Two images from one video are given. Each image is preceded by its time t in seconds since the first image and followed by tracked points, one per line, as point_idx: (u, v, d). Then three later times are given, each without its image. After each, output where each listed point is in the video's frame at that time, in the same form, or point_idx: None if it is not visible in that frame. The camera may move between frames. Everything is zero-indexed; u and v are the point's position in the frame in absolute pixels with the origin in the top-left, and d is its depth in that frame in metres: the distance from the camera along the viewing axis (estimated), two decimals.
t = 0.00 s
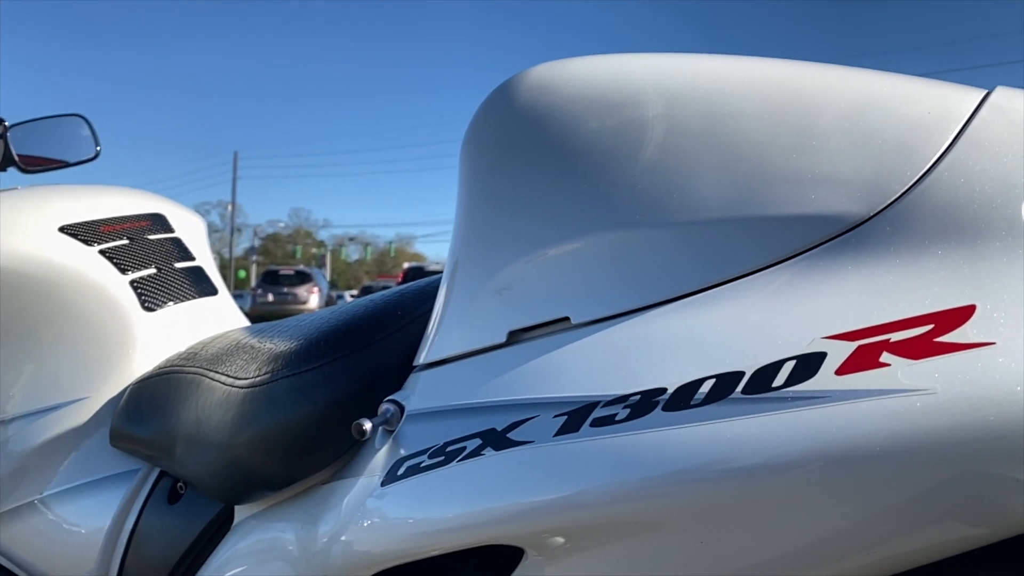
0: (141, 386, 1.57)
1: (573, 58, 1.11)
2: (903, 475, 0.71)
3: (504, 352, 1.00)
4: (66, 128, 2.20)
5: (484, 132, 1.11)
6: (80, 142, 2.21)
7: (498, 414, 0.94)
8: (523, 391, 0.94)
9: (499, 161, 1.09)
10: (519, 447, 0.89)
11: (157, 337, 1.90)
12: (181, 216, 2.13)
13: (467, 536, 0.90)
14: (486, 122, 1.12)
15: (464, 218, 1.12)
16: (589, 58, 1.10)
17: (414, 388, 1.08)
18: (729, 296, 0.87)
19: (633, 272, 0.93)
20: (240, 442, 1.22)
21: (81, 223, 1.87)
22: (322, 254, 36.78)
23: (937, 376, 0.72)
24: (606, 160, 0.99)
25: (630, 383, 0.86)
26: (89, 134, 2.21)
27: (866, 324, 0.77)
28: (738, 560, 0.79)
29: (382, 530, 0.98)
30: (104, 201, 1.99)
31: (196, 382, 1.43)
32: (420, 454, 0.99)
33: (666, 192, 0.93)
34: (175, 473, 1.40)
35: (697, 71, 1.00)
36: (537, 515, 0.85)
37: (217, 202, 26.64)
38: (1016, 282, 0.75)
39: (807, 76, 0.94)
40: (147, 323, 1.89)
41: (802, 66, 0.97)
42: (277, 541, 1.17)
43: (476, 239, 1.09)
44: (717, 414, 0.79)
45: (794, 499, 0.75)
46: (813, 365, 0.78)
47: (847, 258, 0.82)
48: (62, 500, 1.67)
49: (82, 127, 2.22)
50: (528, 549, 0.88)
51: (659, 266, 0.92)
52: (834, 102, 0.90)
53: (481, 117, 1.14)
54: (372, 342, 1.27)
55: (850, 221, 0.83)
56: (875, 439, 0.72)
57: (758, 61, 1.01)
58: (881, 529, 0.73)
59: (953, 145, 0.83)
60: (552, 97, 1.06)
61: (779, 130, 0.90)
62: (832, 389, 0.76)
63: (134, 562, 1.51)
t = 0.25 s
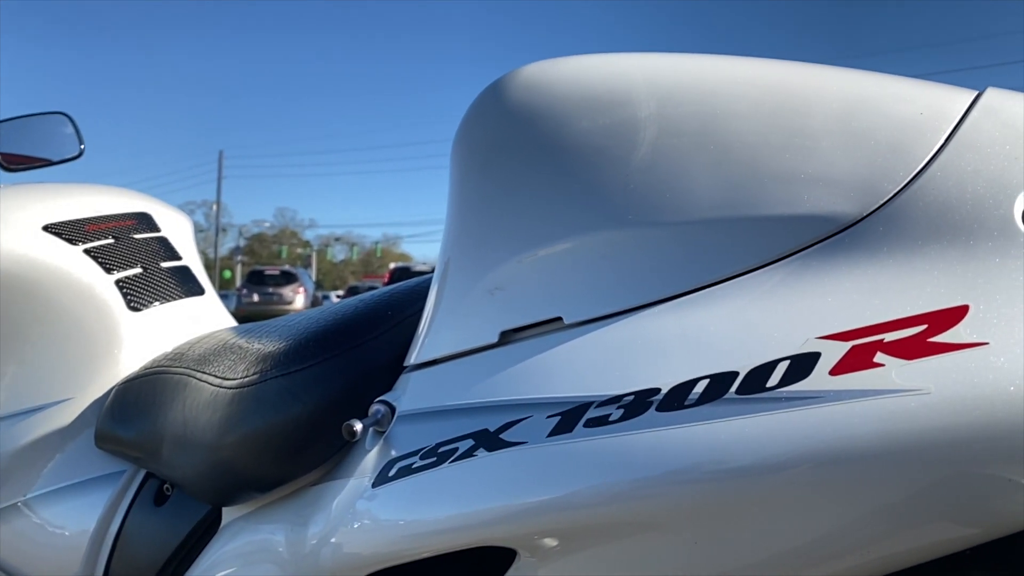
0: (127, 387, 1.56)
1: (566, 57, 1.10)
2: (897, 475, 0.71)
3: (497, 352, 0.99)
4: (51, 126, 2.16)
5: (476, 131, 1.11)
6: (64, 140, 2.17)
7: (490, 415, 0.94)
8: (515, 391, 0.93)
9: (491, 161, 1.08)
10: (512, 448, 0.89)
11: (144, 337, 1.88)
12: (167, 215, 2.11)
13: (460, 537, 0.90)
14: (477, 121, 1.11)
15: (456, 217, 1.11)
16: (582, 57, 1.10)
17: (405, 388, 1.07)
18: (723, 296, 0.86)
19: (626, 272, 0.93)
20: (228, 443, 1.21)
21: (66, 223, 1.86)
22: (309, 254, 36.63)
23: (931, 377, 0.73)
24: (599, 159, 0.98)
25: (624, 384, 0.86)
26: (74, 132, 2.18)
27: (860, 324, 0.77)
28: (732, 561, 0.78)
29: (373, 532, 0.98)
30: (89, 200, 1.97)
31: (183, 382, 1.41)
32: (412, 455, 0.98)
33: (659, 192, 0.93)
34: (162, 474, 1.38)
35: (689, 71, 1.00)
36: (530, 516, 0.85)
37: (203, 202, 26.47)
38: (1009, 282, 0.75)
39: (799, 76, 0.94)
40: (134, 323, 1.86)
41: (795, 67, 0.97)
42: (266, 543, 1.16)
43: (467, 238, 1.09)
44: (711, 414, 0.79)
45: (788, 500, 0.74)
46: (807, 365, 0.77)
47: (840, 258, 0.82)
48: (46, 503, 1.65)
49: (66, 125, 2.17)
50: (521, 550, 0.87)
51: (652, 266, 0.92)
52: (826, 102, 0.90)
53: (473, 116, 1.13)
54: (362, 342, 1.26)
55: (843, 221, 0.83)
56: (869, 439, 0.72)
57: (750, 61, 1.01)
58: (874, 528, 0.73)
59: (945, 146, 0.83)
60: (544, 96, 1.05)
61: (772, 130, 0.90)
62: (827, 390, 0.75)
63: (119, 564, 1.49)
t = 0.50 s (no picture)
0: (112, 387, 1.53)
1: (559, 55, 1.10)
2: (895, 473, 0.71)
3: (491, 352, 0.99)
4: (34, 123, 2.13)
5: (469, 129, 1.10)
6: (47, 138, 2.14)
7: (485, 415, 0.93)
8: (510, 391, 0.92)
9: (484, 159, 1.08)
10: (507, 448, 0.88)
11: (129, 337, 1.86)
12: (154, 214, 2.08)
13: (454, 538, 0.89)
14: (470, 119, 1.11)
15: (448, 216, 1.11)
16: (575, 56, 1.09)
17: (398, 388, 1.06)
18: (718, 295, 0.86)
19: (622, 271, 0.92)
20: (217, 444, 1.19)
21: (51, 221, 1.84)
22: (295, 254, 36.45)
23: (928, 376, 0.72)
24: (593, 158, 0.98)
25: (620, 383, 0.85)
26: (57, 129, 2.15)
27: (857, 323, 0.77)
28: (729, 562, 0.78)
29: (366, 533, 0.97)
30: (74, 198, 1.95)
31: (170, 383, 1.39)
32: (405, 456, 0.97)
33: (654, 191, 0.93)
34: (149, 476, 1.36)
35: (683, 69, 1.00)
36: (525, 517, 0.84)
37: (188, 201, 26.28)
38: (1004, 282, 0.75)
39: (794, 75, 0.94)
40: (119, 323, 1.84)
41: (788, 66, 0.97)
42: (256, 546, 1.15)
43: (460, 237, 1.08)
44: (708, 414, 0.78)
45: (785, 499, 0.74)
46: (804, 365, 0.77)
47: (836, 257, 0.82)
48: (30, 505, 1.62)
49: (49, 123, 2.14)
50: (517, 551, 0.87)
51: (647, 265, 0.91)
52: (821, 101, 0.90)
53: (465, 114, 1.12)
54: (353, 341, 1.25)
55: (839, 220, 0.83)
56: (867, 438, 0.72)
57: (744, 60, 1.01)
58: (871, 527, 0.73)
59: (940, 146, 0.83)
60: (537, 94, 1.05)
61: (767, 129, 0.90)
62: (824, 389, 0.75)
63: (105, 567, 1.46)
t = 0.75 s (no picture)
0: (99, 387, 1.51)
1: (553, 53, 1.09)
2: (894, 473, 0.71)
3: (485, 351, 0.98)
4: (16, 120, 2.10)
5: (462, 127, 1.09)
6: (30, 136, 2.10)
7: (480, 415, 0.92)
8: (506, 391, 0.91)
9: (478, 157, 1.07)
10: (503, 449, 0.87)
11: (115, 336, 1.83)
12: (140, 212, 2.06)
13: (449, 540, 0.88)
14: (463, 117, 1.10)
15: (442, 215, 1.10)
16: (569, 53, 1.08)
17: (391, 388, 1.05)
18: (716, 294, 0.85)
19: (618, 269, 0.92)
20: (207, 445, 1.17)
21: (35, 219, 1.81)
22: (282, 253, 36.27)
23: (928, 375, 0.72)
24: (589, 156, 0.97)
25: (617, 383, 0.84)
26: (40, 126, 2.12)
27: (856, 322, 0.77)
28: (728, 562, 0.77)
29: (359, 535, 0.95)
30: (58, 197, 1.93)
31: (158, 383, 1.37)
32: (399, 457, 0.96)
33: (651, 189, 0.92)
34: (137, 477, 1.34)
35: (679, 67, 0.99)
36: (521, 518, 0.83)
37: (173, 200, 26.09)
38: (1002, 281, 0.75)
39: (789, 73, 0.94)
40: (105, 322, 1.81)
41: (784, 64, 0.97)
42: (247, 548, 1.13)
43: (454, 236, 1.07)
44: (707, 414, 0.78)
45: (785, 499, 0.74)
46: (803, 364, 0.77)
47: (834, 256, 0.82)
48: (13, 507, 1.58)
49: (31, 121, 2.10)
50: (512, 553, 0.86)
51: (644, 263, 0.91)
52: (817, 100, 0.89)
53: (458, 111, 1.11)
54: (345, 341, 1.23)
55: (837, 218, 0.83)
56: (866, 437, 0.72)
57: (739, 58, 1.00)
58: (871, 527, 0.73)
59: (936, 144, 0.83)
60: (532, 92, 1.04)
61: (763, 127, 0.90)
62: (823, 388, 0.75)
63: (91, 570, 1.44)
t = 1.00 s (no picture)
0: (84, 389, 1.49)
1: (547, 51, 1.08)
2: (894, 474, 0.71)
3: (480, 352, 0.97)
4: None
5: (455, 126, 1.08)
6: (13, 133, 2.08)
7: (475, 417, 0.91)
8: (501, 393, 0.91)
9: (471, 156, 1.06)
10: (499, 451, 0.86)
11: (100, 337, 1.80)
12: (125, 211, 2.03)
13: (444, 543, 0.87)
14: (456, 116, 1.09)
15: (435, 215, 1.09)
16: (563, 51, 1.08)
17: (383, 389, 1.04)
18: (713, 294, 0.85)
19: (614, 269, 0.91)
20: (196, 447, 1.16)
21: (18, 218, 1.79)
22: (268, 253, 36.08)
23: (926, 376, 0.72)
24: (584, 155, 0.97)
25: (615, 384, 0.84)
26: (23, 123, 2.09)
27: (854, 323, 0.76)
28: (727, 564, 0.77)
29: (352, 539, 0.94)
30: (42, 195, 1.90)
31: (145, 384, 1.35)
32: (392, 459, 0.95)
33: (647, 188, 0.92)
34: (123, 480, 1.32)
35: (674, 66, 0.98)
36: (518, 521, 0.82)
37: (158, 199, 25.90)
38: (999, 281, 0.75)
39: (785, 72, 0.94)
40: (90, 322, 1.79)
41: (779, 64, 0.96)
42: (236, 551, 1.12)
43: (447, 236, 1.06)
44: (706, 415, 0.77)
45: (784, 501, 0.73)
46: (802, 365, 0.76)
47: (831, 256, 0.81)
48: None
49: (14, 117, 2.09)
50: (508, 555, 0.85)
51: (640, 263, 0.90)
52: (813, 100, 0.89)
53: (451, 110, 1.10)
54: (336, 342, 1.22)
55: (834, 219, 0.83)
56: (866, 439, 0.71)
57: (734, 57, 1.00)
58: (871, 529, 0.72)
59: (933, 144, 0.83)
60: (526, 91, 1.03)
61: (759, 126, 0.89)
62: (822, 389, 0.74)
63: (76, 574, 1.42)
